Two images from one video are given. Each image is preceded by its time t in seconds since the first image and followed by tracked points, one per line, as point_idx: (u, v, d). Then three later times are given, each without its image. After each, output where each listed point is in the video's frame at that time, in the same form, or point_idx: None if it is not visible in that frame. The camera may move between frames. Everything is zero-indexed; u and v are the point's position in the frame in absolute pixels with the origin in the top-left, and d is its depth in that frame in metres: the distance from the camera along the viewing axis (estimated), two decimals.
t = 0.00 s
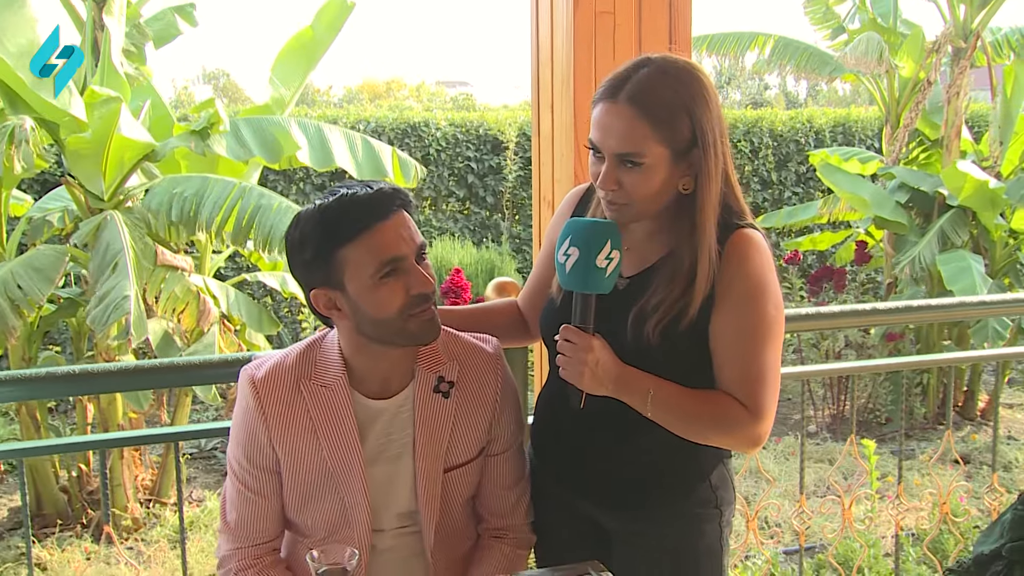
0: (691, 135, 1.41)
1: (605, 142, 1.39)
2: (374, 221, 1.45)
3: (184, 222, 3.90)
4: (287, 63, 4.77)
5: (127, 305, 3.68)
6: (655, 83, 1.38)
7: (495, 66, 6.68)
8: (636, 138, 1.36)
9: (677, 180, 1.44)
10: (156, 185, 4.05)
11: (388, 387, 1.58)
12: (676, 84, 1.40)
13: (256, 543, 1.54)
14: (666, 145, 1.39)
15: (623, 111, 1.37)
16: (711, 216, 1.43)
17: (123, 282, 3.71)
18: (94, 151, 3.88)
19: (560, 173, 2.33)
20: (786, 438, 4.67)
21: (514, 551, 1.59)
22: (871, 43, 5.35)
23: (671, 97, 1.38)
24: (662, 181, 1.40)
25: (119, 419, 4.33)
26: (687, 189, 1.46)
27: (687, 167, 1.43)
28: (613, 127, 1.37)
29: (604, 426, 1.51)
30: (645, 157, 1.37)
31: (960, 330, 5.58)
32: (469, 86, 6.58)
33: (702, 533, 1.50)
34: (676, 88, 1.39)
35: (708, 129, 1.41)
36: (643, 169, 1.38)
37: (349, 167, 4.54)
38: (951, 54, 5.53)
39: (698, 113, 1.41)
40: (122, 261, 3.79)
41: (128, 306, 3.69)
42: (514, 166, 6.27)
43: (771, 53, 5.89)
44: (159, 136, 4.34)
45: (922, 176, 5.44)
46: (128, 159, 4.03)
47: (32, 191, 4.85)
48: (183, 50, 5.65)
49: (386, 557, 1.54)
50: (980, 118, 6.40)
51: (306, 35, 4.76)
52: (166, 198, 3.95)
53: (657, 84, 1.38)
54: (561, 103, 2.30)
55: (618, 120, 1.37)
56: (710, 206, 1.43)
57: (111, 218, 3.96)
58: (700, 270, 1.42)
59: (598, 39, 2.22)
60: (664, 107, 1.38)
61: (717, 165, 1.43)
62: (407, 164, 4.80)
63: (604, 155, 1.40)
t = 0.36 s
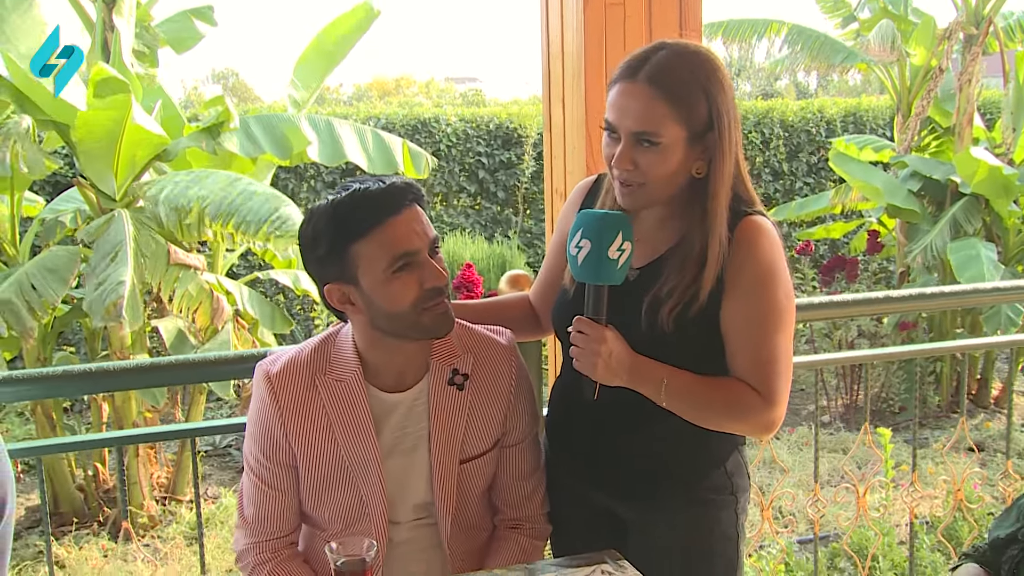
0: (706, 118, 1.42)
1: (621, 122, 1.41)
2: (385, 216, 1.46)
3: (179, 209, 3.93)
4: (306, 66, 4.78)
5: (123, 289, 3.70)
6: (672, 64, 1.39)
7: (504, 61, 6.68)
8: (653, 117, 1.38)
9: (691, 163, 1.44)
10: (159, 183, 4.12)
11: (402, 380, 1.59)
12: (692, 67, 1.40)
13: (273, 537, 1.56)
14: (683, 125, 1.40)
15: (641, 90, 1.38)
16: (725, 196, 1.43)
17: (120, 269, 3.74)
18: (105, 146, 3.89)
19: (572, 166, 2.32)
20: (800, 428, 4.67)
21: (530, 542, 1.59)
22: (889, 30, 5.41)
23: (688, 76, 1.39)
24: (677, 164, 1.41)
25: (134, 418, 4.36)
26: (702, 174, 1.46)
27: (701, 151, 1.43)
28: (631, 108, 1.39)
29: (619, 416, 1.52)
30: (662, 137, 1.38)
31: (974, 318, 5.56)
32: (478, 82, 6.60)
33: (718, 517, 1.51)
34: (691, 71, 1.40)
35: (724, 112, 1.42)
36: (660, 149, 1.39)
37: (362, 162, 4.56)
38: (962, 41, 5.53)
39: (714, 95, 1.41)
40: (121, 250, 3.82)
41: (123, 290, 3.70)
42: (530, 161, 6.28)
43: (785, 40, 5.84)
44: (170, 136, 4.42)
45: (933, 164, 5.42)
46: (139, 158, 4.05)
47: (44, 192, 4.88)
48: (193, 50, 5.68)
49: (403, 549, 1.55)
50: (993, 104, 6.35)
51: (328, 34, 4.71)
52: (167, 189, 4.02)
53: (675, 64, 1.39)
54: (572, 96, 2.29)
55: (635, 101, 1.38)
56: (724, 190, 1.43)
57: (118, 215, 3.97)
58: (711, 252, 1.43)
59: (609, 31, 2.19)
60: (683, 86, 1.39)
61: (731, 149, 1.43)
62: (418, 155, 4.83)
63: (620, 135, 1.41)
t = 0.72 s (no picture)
0: (707, 103, 1.46)
1: (625, 99, 1.46)
2: (383, 213, 1.46)
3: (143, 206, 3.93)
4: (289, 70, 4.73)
5: (70, 268, 3.67)
6: (677, 45, 1.44)
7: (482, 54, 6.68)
8: (657, 95, 1.42)
9: (692, 148, 1.48)
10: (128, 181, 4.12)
11: (401, 377, 1.59)
12: (693, 52, 1.44)
13: (272, 537, 1.55)
14: (686, 105, 1.44)
15: (647, 67, 1.43)
16: (726, 178, 1.47)
17: (72, 251, 3.73)
18: (84, 143, 3.88)
19: (564, 160, 2.33)
20: (781, 419, 4.74)
21: (531, 538, 1.61)
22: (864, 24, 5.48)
23: (691, 58, 1.44)
24: (679, 144, 1.45)
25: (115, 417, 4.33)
26: (701, 159, 1.49)
27: (702, 136, 1.47)
28: (636, 85, 1.44)
29: (617, 411, 1.54)
30: (666, 112, 1.43)
31: (950, 310, 5.67)
32: (454, 75, 6.57)
33: (720, 512, 1.53)
34: (693, 57, 1.44)
35: (727, 97, 1.46)
36: (663, 124, 1.43)
37: (343, 158, 4.55)
38: (936, 34, 5.68)
39: (714, 80, 1.45)
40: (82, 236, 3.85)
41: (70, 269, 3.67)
42: (511, 155, 6.30)
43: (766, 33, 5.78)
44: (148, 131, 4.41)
45: (910, 158, 5.55)
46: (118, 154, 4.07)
47: (18, 188, 4.79)
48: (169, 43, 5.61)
49: (403, 547, 1.55)
50: (965, 98, 6.47)
51: (318, 43, 4.66)
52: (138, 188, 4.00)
53: (679, 45, 1.44)
54: (565, 91, 2.29)
55: (640, 77, 1.43)
56: (723, 175, 1.47)
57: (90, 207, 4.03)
58: (711, 238, 1.45)
59: (601, 26, 2.21)
60: (687, 67, 1.44)
61: (729, 136, 1.47)
62: (399, 151, 4.82)
63: (624, 110, 1.46)
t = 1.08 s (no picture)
0: (717, 115, 1.50)
1: (635, 110, 1.50)
2: (398, 226, 1.49)
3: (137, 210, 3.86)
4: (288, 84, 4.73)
5: (55, 282, 3.61)
6: (687, 57, 1.48)
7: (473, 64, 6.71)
8: (667, 105, 1.47)
9: (701, 158, 1.52)
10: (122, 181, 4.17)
11: (412, 390, 1.62)
12: (702, 64, 1.49)
13: (280, 549, 1.56)
14: (696, 116, 1.49)
15: (657, 78, 1.48)
16: (736, 187, 1.52)
17: (57, 263, 3.68)
18: (79, 149, 3.95)
19: (570, 173, 2.36)
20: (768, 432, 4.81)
21: (540, 552, 1.65)
22: (848, 40, 5.68)
23: (701, 69, 1.48)
24: (689, 153, 1.50)
25: (103, 426, 4.43)
26: (710, 169, 1.54)
27: (711, 146, 1.52)
28: (646, 96, 1.48)
29: (629, 419, 1.58)
30: (675, 123, 1.47)
31: (937, 325, 5.77)
32: (438, 86, 6.52)
33: (731, 529, 1.59)
34: (703, 70, 1.49)
35: (736, 107, 1.51)
36: (672, 135, 1.48)
37: (334, 170, 4.55)
38: (923, 52, 5.85)
39: (724, 92, 1.50)
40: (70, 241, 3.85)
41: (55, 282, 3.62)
42: (495, 166, 6.30)
43: (755, 48, 5.85)
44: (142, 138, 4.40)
45: (898, 172, 5.63)
46: (111, 163, 4.12)
47: (6, 195, 4.75)
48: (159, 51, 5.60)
49: (413, 559, 1.58)
50: (950, 114, 6.57)
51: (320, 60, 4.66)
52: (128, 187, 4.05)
53: (690, 57, 1.48)
54: (571, 103, 2.31)
55: (650, 88, 1.48)
56: (734, 184, 1.52)
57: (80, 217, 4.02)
58: (722, 247, 1.50)
59: (609, 39, 2.22)
60: (698, 78, 1.48)
61: (739, 146, 1.52)
62: (392, 164, 4.83)
63: (634, 121, 1.50)
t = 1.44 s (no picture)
0: (712, 116, 1.53)
1: (630, 111, 1.52)
2: (396, 223, 1.51)
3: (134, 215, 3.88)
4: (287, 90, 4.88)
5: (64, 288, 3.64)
6: (682, 58, 1.51)
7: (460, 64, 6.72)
8: (662, 107, 1.49)
9: (695, 159, 1.55)
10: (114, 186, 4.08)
11: (407, 388, 1.64)
12: (696, 66, 1.51)
13: (273, 548, 1.56)
14: (690, 117, 1.51)
15: (652, 79, 1.50)
16: (731, 187, 1.55)
17: (62, 269, 3.70)
18: (63, 148, 3.92)
19: (564, 174, 2.38)
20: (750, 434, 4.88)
21: (532, 551, 1.67)
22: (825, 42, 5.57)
23: (695, 71, 1.51)
24: (683, 153, 1.52)
25: (84, 425, 4.42)
26: (704, 169, 1.57)
27: (705, 147, 1.55)
28: (641, 97, 1.51)
29: (626, 417, 1.61)
30: (669, 124, 1.50)
31: (918, 329, 5.85)
32: (422, 87, 6.54)
33: (727, 528, 1.62)
34: (698, 72, 1.51)
35: (730, 109, 1.54)
36: (666, 136, 1.50)
37: (321, 167, 4.54)
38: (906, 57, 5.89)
39: (718, 93, 1.53)
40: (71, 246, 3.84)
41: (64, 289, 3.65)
42: (481, 168, 6.30)
43: (741, 51, 5.92)
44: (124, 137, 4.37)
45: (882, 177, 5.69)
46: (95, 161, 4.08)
47: None
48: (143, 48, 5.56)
49: (407, 558, 1.59)
50: (932, 120, 6.66)
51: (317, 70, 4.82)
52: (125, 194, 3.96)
53: (684, 59, 1.51)
54: (566, 104, 2.33)
55: (646, 89, 1.50)
56: (729, 185, 1.55)
57: (72, 217, 3.97)
58: (720, 248, 1.53)
59: (604, 40, 2.24)
60: (693, 80, 1.51)
61: (733, 147, 1.55)
62: (379, 163, 4.84)
63: (629, 122, 1.52)
